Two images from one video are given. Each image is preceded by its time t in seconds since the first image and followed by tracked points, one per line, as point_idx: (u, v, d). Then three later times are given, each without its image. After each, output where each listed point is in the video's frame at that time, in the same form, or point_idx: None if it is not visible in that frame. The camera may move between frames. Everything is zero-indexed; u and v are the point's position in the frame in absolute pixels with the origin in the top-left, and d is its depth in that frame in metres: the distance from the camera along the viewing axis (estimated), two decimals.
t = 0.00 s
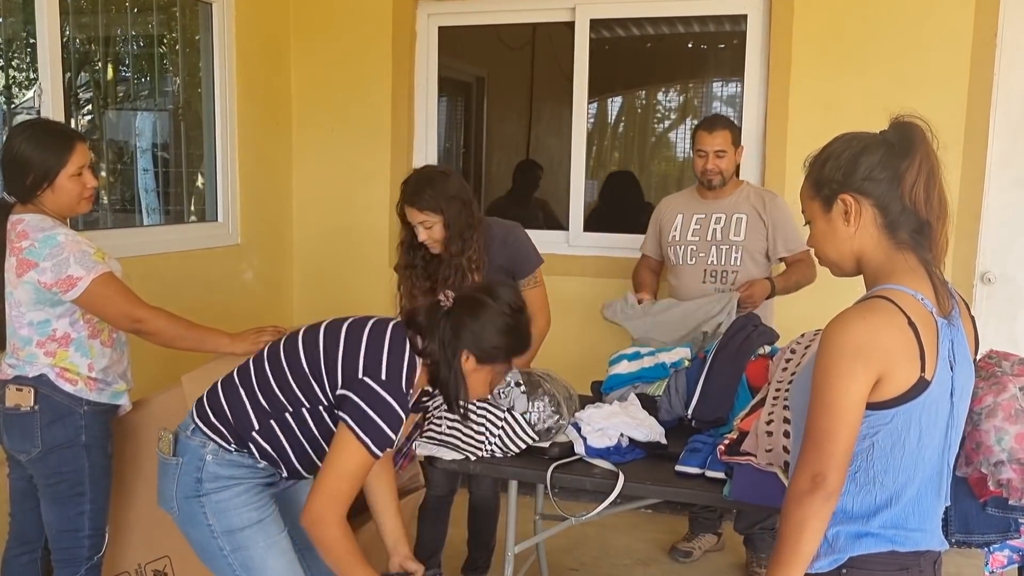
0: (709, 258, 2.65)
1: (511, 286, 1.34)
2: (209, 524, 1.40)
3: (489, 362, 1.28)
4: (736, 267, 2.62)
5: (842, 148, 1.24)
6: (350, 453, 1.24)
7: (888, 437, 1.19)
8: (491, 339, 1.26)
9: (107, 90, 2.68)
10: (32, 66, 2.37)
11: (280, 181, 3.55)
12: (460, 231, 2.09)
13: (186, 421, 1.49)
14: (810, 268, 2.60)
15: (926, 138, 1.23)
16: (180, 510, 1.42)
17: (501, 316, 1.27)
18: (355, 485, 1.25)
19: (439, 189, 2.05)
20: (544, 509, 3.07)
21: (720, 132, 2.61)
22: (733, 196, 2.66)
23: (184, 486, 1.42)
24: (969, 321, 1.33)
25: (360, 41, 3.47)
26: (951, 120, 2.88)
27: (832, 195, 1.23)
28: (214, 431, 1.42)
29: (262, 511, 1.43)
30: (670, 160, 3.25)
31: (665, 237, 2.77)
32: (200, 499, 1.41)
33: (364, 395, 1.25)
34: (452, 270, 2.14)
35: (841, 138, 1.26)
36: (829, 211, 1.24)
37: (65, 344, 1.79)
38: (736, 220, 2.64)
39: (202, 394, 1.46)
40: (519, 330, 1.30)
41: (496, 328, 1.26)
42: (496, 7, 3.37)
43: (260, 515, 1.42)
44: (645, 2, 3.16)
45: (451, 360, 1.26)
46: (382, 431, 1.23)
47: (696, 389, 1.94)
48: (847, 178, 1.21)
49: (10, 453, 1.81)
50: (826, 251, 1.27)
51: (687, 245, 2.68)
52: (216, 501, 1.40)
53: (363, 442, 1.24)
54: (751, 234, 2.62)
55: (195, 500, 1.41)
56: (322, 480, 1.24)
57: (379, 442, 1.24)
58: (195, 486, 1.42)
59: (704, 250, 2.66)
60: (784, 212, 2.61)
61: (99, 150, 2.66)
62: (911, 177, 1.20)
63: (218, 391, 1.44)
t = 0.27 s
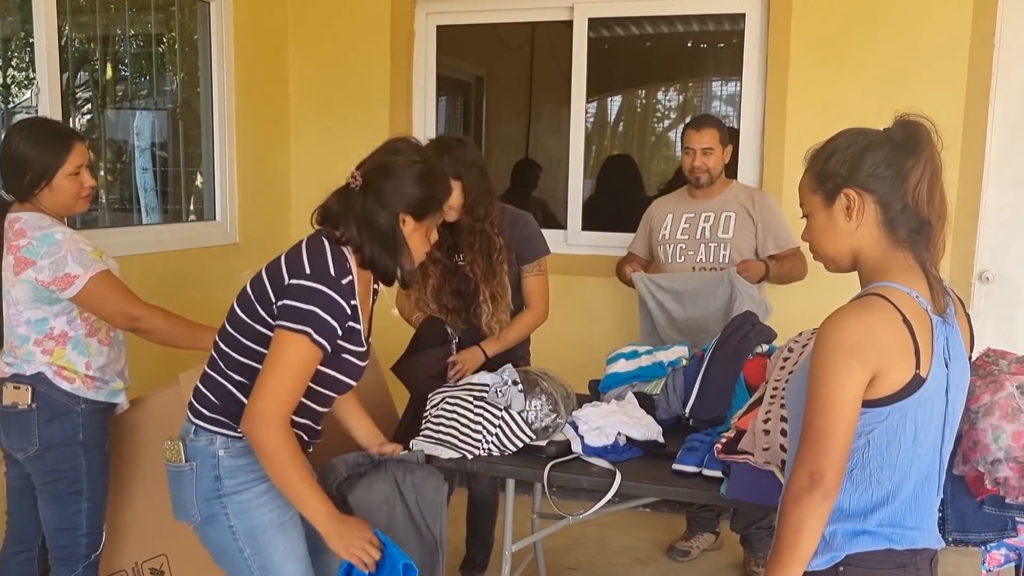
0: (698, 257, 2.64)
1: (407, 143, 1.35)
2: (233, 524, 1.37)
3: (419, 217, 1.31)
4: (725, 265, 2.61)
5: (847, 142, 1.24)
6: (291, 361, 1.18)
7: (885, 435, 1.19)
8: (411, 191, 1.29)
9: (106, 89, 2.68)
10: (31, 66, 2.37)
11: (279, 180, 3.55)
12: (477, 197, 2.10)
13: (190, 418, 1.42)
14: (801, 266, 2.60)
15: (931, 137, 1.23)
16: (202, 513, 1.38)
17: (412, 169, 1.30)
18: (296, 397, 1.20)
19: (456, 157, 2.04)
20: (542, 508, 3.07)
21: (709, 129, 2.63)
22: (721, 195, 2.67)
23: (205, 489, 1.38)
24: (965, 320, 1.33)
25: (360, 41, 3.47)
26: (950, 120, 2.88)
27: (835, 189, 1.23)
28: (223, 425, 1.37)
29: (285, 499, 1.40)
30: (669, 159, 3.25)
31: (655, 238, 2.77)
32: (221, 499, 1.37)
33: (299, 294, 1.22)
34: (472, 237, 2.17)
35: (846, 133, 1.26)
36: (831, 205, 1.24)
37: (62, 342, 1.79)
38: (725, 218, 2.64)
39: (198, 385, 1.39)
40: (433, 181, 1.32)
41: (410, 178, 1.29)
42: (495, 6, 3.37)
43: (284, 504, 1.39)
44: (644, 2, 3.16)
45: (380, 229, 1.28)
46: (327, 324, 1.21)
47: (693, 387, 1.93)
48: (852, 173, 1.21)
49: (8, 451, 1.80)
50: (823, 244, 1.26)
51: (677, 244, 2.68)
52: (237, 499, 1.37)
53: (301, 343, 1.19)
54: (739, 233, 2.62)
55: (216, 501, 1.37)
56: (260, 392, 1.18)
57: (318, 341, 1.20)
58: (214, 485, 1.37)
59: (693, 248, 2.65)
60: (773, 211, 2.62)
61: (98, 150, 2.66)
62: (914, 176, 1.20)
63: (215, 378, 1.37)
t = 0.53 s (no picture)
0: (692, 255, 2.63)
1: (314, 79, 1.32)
2: (243, 515, 1.32)
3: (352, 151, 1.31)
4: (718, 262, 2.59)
5: (850, 138, 1.23)
6: (254, 314, 1.18)
7: (881, 432, 1.19)
8: (336, 129, 1.28)
9: (105, 89, 2.68)
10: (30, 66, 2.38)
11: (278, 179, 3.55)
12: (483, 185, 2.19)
13: (205, 398, 1.36)
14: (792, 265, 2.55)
15: (934, 137, 1.22)
16: (212, 501, 1.33)
17: (330, 106, 1.28)
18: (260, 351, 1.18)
19: (465, 145, 2.14)
20: (540, 507, 3.07)
21: (703, 127, 2.64)
22: (714, 193, 2.66)
23: (216, 477, 1.32)
24: (962, 317, 1.33)
25: (359, 41, 3.47)
26: (950, 119, 2.87)
27: (835, 185, 1.22)
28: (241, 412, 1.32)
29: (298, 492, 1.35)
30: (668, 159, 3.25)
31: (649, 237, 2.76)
32: (233, 488, 1.32)
33: (251, 256, 1.20)
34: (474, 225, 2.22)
35: (850, 129, 1.25)
36: (831, 201, 1.23)
37: (60, 340, 1.79)
38: (718, 216, 2.63)
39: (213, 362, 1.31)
40: (354, 115, 1.31)
41: (330, 116, 1.28)
42: (494, 5, 3.37)
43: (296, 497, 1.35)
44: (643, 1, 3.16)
45: (318, 176, 1.29)
46: (288, 277, 1.20)
47: (691, 386, 1.93)
48: (854, 169, 1.20)
49: (6, 450, 1.80)
50: (821, 240, 1.26)
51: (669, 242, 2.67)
52: (249, 489, 1.31)
53: (260, 295, 1.18)
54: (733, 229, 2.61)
55: (228, 491, 1.32)
56: (225, 346, 1.17)
57: (274, 292, 1.19)
58: (227, 474, 1.32)
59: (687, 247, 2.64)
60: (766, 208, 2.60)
61: (96, 149, 2.66)
62: (916, 176, 1.20)
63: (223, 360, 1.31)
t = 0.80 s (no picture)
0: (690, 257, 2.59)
1: (280, 71, 1.39)
2: (246, 503, 1.37)
3: (318, 138, 1.38)
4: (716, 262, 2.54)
5: (851, 137, 1.24)
6: (228, 305, 1.26)
7: (879, 429, 1.19)
8: (301, 117, 1.35)
9: (105, 88, 2.68)
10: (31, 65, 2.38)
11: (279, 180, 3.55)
12: (495, 179, 2.18)
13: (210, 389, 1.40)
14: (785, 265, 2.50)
15: (936, 136, 1.22)
16: (216, 489, 1.38)
17: (295, 95, 1.35)
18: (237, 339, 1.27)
19: (483, 141, 2.15)
20: (540, 506, 3.08)
21: (703, 125, 2.59)
22: (712, 194, 2.63)
23: (222, 466, 1.37)
24: (960, 315, 1.33)
25: (359, 40, 3.47)
26: (949, 118, 2.88)
27: (834, 183, 1.23)
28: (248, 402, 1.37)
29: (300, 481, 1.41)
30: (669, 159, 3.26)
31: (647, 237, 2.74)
32: (238, 477, 1.37)
33: (222, 249, 1.28)
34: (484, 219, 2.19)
35: (852, 127, 1.25)
36: (830, 199, 1.24)
37: (61, 339, 1.79)
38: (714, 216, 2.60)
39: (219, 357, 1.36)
40: (320, 103, 1.37)
41: (295, 104, 1.34)
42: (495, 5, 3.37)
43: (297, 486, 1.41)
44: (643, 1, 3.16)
45: (286, 163, 1.36)
46: (256, 267, 1.28)
47: (691, 385, 1.94)
48: (853, 167, 1.21)
49: (7, 449, 1.81)
50: (820, 237, 1.27)
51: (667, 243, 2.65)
52: (253, 478, 1.37)
53: (231, 288, 1.26)
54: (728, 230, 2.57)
55: (233, 479, 1.37)
56: (208, 338, 1.25)
57: (244, 282, 1.26)
58: (232, 463, 1.37)
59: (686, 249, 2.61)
60: (764, 208, 2.58)
61: (97, 149, 2.66)
62: (915, 176, 1.20)
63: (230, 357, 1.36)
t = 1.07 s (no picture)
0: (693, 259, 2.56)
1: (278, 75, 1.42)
2: (231, 496, 1.38)
3: (315, 140, 1.40)
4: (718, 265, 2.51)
5: (855, 138, 1.24)
6: (219, 298, 1.28)
7: (879, 429, 1.19)
8: (299, 118, 1.37)
9: (107, 88, 2.68)
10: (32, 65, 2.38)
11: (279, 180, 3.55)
12: (506, 176, 2.15)
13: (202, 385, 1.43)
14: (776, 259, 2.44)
15: (940, 139, 1.22)
16: (204, 482, 1.40)
17: (292, 97, 1.38)
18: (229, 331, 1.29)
19: (496, 138, 2.13)
20: (541, 506, 3.08)
21: (713, 122, 2.57)
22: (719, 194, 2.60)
23: (209, 458, 1.39)
24: (962, 316, 1.33)
25: (360, 40, 3.47)
26: (950, 119, 2.88)
27: (836, 183, 1.23)
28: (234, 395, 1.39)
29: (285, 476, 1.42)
30: (670, 159, 3.26)
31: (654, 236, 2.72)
32: (224, 469, 1.38)
33: (211, 247, 1.29)
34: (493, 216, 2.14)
35: (856, 128, 1.25)
36: (831, 199, 1.24)
37: (63, 340, 1.79)
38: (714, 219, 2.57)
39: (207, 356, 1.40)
40: (317, 104, 1.40)
41: (293, 106, 1.37)
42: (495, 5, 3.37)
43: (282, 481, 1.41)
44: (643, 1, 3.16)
45: (283, 164, 1.38)
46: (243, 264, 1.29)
47: (692, 386, 1.94)
48: (855, 168, 1.21)
49: (9, 449, 1.81)
50: (822, 237, 1.27)
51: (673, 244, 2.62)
52: (238, 471, 1.38)
53: (222, 283, 1.28)
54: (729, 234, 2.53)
55: (219, 471, 1.39)
56: (205, 338, 1.28)
57: (232, 277, 1.28)
58: (219, 455, 1.39)
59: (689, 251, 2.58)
60: (764, 205, 2.51)
61: (98, 149, 2.66)
62: (917, 178, 1.20)
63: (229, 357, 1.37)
